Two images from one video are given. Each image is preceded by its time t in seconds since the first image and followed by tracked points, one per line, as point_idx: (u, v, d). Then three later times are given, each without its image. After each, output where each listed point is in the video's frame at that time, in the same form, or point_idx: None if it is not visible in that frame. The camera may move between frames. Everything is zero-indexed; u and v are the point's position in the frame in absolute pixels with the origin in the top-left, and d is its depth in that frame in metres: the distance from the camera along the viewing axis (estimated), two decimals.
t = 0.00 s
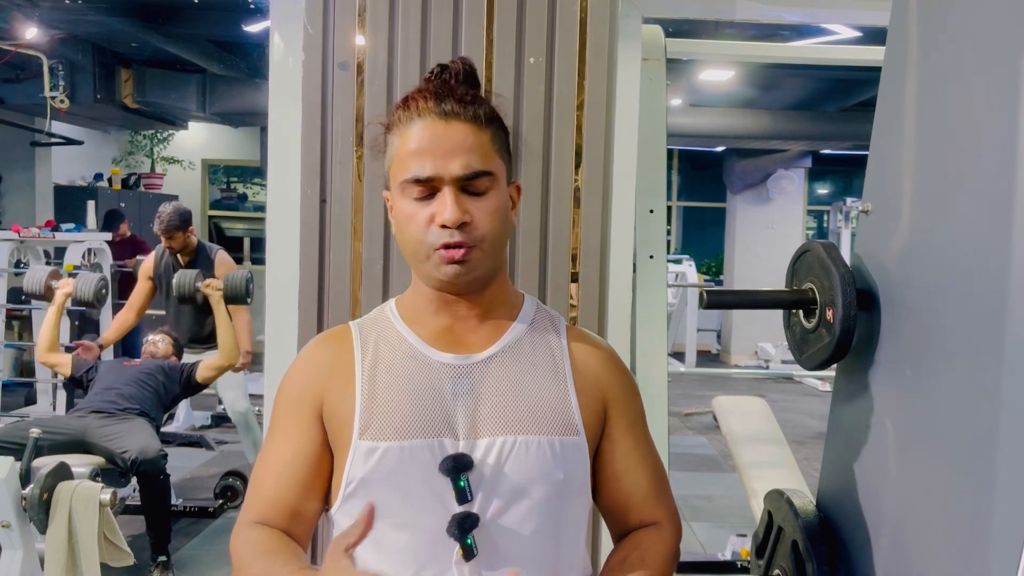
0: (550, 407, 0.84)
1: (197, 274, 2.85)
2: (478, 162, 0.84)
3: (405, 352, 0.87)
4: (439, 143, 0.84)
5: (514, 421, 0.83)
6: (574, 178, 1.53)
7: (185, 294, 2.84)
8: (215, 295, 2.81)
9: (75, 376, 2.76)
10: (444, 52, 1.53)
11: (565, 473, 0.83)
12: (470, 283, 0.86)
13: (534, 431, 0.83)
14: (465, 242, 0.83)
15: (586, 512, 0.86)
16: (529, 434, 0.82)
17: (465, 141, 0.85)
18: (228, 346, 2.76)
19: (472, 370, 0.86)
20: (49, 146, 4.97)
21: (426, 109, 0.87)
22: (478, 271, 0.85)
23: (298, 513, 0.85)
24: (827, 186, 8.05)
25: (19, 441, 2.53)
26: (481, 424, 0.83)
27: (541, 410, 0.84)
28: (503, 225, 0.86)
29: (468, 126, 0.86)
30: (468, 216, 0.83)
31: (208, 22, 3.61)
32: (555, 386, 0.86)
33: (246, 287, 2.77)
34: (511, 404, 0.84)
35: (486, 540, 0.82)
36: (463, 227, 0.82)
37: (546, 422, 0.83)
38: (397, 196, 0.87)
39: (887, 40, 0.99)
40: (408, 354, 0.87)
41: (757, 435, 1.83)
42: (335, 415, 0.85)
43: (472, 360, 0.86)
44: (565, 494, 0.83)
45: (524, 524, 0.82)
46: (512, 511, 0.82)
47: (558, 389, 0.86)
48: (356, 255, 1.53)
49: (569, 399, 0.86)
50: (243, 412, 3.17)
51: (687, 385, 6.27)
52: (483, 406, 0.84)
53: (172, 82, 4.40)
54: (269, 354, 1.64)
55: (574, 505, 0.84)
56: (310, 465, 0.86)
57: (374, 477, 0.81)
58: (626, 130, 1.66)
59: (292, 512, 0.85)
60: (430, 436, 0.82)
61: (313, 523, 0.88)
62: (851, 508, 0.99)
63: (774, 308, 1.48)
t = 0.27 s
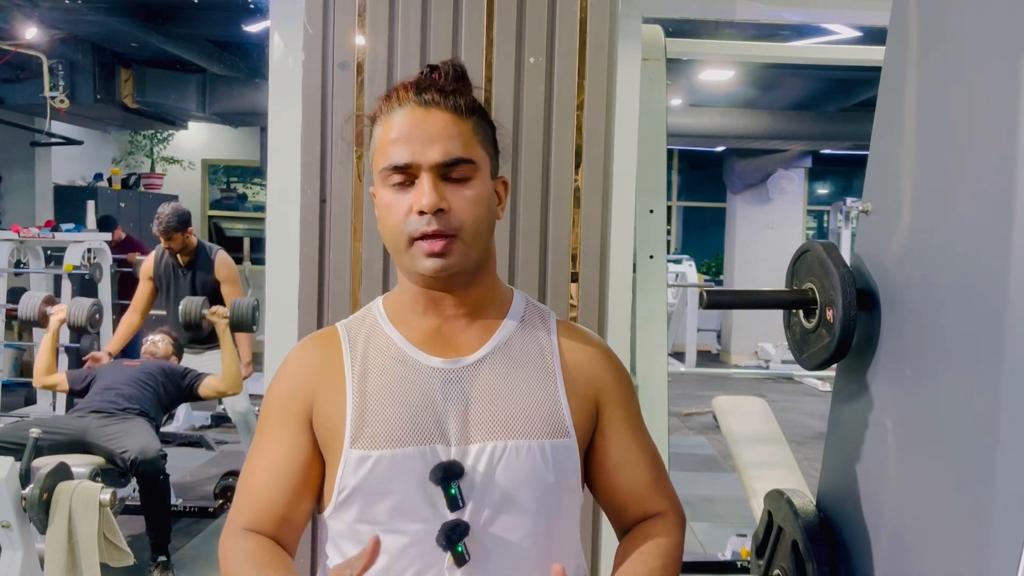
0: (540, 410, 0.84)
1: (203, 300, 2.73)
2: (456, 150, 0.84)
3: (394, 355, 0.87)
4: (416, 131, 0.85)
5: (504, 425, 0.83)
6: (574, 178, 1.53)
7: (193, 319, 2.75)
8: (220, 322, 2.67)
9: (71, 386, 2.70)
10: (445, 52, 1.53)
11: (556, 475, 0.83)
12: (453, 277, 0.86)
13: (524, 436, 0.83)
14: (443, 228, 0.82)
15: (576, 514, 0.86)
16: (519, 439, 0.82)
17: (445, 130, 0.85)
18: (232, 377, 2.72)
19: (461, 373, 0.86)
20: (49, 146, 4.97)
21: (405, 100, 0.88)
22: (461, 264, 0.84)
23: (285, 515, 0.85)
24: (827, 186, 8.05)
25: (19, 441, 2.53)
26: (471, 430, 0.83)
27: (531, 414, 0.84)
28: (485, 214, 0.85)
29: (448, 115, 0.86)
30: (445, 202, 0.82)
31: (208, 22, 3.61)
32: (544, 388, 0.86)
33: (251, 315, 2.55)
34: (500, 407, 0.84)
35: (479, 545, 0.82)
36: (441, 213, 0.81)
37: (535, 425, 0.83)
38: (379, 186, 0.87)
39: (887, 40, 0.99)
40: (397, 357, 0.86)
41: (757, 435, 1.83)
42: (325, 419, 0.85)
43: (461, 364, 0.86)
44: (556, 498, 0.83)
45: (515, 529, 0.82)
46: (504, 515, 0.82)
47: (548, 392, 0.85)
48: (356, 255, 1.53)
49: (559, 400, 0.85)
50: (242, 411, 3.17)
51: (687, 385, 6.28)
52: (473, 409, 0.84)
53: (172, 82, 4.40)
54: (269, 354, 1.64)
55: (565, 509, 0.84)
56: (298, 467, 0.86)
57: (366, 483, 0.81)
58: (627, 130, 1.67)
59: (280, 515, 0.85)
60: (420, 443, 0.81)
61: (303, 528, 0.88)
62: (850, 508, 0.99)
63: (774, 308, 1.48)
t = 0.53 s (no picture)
0: (529, 415, 0.84)
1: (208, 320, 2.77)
2: (438, 136, 0.85)
3: (383, 358, 0.87)
4: (401, 118, 0.86)
5: (492, 431, 0.83)
6: (574, 178, 1.53)
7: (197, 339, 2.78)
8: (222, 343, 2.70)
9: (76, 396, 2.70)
10: (445, 52, 1.53)
11: (543, 482, 0.82)
12: (438, 267, 0.86)
13: (513, 442, 0.83)
14: (423, 209, 0.82)
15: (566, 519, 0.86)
16: (507, 446, 0.82)
17: (427, 116, 0.87)
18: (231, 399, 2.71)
19: (449, 377, 0.86)
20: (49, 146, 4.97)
21: (390, 94, 0.90)
22: (445, 250, 0.83)
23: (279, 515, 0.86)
24: (827, 186, 8.05)
25: (19, 441, 2.53)
26: (460, 435, 0.83)
27: (519, 419, 0.84)
28: (467, 201, 0.85)
29: (432, 105, 0.88)
30: (425, 182, 0.83)
31: (208, 22, 3.61)
32: (532, 392, 0.86)
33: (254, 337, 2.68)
34: (488, 408, 0.84)
35: (464, 550, 0.82)
36: (422, 193, 0.82)
37: (523, 431, 0.83)
38: (363, 176, 0.88)
39: (888, 40, 0.99)
40: (385, 358, 0.87)
41: (757, 436, 1.83)
42: (315, 423, 0.85)
43: (450, 368, 0.86)
44: (543, 504, 0.83)
45: (501, 534, 0.82)
46: (490, 521, 0.82)
47: (536, 396, 0.85)
48: (356, 256, 1.53)
49: (547, 404, 0.85)
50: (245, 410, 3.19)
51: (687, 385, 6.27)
52: (461, 414, 0.84)
53: (172, 82, 4.40)
54: (270, 354, 1.63)
55: (554, 514, 0.84)
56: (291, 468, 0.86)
57: (352, 489, 0.81)
58: (626, 130, 1.67)
59: (273, 515, 0.85)
60: (407, 450, 0.81)
61: (295, 529, 0.88)
62: (850, 509, 0.99)
63: (774, 308, 1.48)
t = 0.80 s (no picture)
0: (526, 411, 0.84)
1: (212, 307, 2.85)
2: (412, 161, 0.81)
3: (382, 358, 0.87)
4: (370, 147, 0.81)
5: (490, 428, 0.83)
6: (574, 178, 1.53)
7: (200, 328, 2.83)
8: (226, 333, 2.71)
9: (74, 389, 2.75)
10: (445, 52, 1.53)
11: (541, 477, 0.82)
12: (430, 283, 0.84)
13: (510, 437, 0.82)
14: (408, 244, 0.80)
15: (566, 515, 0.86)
16: (505, 441, 0.82)
17: (396, 141, 0.82)
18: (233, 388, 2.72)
19: (447, 376, 0.85)
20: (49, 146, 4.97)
21: (352, 117, 0.84)
22: (436, 273, 0.83)
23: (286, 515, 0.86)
24: (827, 186, 8.05)
25: (19, 441, 2.53)
26: (457, 432, 0.83)
27: (517, 415, 0.83)
28: (452, 219, 0.83)
29: (400, 123, 0.83)
30: (407, 218, 0.80)
31: (207, 22, 3.60)
32: (529, 389, 0.85)
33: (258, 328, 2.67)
34: (486, 407, 0.84)
35: (462, 545, 0.82)
36: (404, 230, 0.80)
37: (519, 428, 0.83)
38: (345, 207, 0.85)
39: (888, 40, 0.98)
40: (382, 360, 0.87)
41: (757, 436, 1.83)
42: (317, 421, 0.86)
43: (447, 367, 0.85)
44: (541, 499, 0.83)
45: (499, 528, 0.82)
46: (487, 517, 0.82)
47: (533, 392, 0.85)
48: (356, 255, 1.53)
49: (544, 400, 0.85)
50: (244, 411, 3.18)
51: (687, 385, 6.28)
52: (459, 413, 0.84)
53: (172, 82, 4.39)
54: (269, 353, 1.64)
55: (552, 509, 0.84)
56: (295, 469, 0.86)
57: (350, 484, 0.81)
58: (626, 130, 1.67)
59: (278, 516, 0.85)
60: (405, 447, 0.81)
61: (301, 528, 0.88)
62: (850, 508, 0.99)
63: (774, 308, 1.48)
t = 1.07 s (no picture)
0: (528, 410, 0.83)
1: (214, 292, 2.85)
2: (425, 154, 0.82)
3: (384, 358, 0.87)
4: (386, 137, 0.82)
5: (493, 426, 0.82)
6: (574, 178, 1.53)
7: (200, 313, 2.84)
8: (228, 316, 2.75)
9: (74, 381, 2.77)
10: (445, 52, 1.53)
11: (544, 474, 0.82)
12: (435, 282, 0.85)
13: (511, 436, 0.82)
14: (415, 237, 0.81)
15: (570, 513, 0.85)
16: (506, 439, 0.82)
17: (411, 133, 0.83)
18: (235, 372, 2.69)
19: (449, 376, 0.85)
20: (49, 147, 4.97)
21: (371, 104, 0.85)
22: (440, 268, 0.82)
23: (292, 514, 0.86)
24: (826, 186, 8.05)
25: (19, 441, 2.53)
26: (459, 431, 0.83)
27: (519, 414, 0.83)
28: (459, 217, 0.83)
29: (416, 116, 0.84)
30: (416, 208, 0.80)
31: (207, 22, 3.60)
32: (531, 388, 0.85)
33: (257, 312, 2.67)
34: (487, 406, 0.83)
35: (466, 543, 0.82)
36: (412, 219, 0.80)
37: (521, 426, 0.83)
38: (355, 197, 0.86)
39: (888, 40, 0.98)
40: (384, 360, 0.87)
41: (757, 436, 1.83)
42: (323, 420, 0.86)
43: (448, 367, 0.85)
44: (543, 496, 0.82)
45: (501, 526, 0.82)
46: (491, 515, 0.81)
47: (534, 391, 0.85)
48: (356, 255, 1.53)
49: (545, 398, 0.84)
50: (243, 413, 3.17)
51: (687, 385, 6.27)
52: (461, 412, 0.83)
53: (172, 82, 4.39)
54: (269, 352, 1.64)
55: (555, 506, 0.84)
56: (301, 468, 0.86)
57: (353, 482, 0.81)
58: (626, 130, 1.67)
59: (286, 513, 0.86)
60: (406, 446, 0.81)
61: (310, 526, 0.88)
62: (850, 508, 0.99)
63: (774, 308, 1.48)
